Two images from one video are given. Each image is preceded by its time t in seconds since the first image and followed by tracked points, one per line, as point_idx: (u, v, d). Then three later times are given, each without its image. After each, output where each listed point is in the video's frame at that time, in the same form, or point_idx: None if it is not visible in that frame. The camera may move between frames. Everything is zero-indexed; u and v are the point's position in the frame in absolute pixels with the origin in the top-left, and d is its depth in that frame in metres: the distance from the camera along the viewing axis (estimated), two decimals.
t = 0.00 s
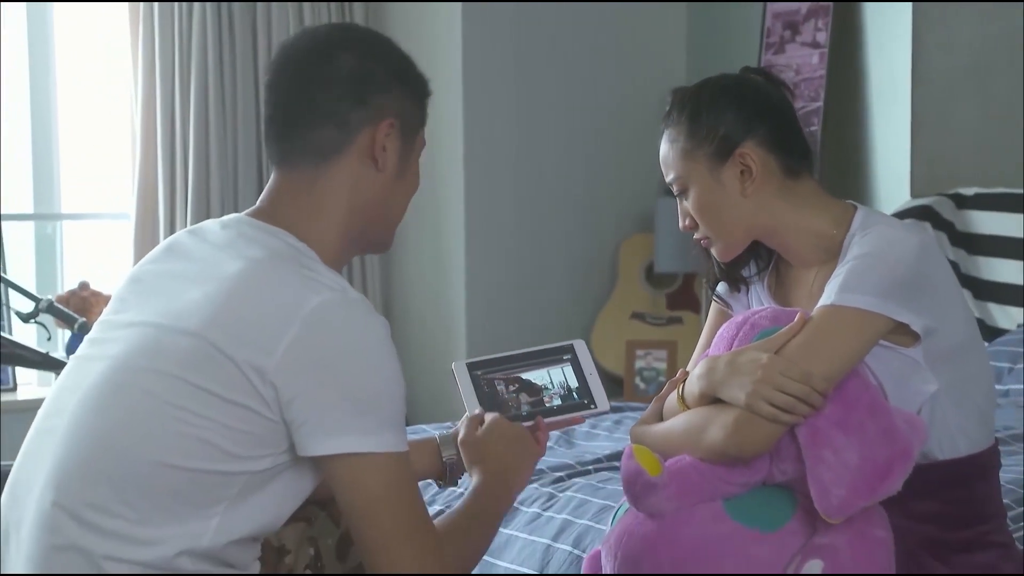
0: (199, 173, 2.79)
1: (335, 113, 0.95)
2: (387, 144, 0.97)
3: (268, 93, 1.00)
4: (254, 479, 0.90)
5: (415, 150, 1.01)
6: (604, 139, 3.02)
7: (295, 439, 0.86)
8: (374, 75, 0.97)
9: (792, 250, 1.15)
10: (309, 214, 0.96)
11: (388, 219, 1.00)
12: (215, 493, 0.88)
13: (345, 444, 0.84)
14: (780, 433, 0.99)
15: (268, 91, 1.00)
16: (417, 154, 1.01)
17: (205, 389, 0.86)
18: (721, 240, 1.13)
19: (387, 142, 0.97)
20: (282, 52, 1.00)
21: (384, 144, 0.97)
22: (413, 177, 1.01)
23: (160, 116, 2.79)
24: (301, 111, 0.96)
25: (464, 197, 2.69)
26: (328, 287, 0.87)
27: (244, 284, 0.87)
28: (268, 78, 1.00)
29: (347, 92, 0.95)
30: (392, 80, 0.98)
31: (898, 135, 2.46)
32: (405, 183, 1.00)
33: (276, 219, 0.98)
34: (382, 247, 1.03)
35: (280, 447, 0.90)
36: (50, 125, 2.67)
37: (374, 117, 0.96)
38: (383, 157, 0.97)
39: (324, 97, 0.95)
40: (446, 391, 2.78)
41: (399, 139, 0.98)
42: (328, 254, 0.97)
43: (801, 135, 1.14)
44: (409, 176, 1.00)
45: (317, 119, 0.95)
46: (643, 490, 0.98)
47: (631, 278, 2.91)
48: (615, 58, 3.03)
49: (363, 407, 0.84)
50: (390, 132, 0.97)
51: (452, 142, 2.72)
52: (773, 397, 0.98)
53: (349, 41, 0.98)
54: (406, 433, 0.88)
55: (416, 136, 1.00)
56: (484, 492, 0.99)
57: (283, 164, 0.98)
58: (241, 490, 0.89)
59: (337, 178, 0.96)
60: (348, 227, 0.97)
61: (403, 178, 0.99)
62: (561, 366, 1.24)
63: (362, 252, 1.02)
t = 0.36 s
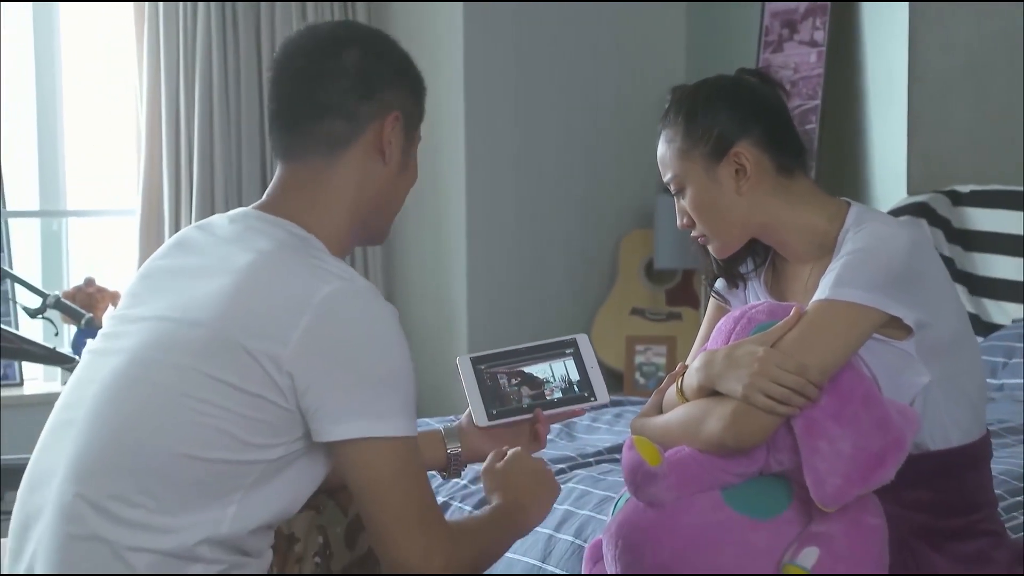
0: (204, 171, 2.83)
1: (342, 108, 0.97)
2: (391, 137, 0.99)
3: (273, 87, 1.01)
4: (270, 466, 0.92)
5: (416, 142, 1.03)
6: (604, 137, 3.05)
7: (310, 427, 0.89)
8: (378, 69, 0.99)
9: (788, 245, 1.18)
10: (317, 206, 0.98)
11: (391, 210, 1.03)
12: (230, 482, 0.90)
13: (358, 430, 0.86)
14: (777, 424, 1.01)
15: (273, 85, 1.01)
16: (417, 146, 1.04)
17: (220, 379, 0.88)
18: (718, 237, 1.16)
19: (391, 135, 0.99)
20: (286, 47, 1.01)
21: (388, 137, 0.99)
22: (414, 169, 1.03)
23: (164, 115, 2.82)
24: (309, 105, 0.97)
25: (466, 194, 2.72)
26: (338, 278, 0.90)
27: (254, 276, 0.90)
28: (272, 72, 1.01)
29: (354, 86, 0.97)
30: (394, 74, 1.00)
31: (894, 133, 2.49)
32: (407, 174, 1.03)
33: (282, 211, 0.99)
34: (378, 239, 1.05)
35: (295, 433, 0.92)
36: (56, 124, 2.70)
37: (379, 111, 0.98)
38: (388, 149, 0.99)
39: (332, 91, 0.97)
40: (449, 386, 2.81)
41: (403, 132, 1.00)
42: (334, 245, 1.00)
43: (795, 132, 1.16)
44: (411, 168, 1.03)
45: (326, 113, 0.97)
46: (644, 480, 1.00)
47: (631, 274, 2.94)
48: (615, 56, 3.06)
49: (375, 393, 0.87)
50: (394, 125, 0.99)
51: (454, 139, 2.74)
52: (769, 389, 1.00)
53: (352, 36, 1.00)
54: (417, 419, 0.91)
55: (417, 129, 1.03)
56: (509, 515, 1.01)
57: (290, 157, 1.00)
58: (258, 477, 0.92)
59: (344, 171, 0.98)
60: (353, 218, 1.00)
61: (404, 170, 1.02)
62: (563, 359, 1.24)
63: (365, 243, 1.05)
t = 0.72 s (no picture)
0: (208, 169, 2.85)
1: (343, 108, 1.00)
2: (393, 136, 1.01)
3: (282, 91, 1.04)
4: (279, 457, 0.95)
5: (420, 141, 1.05)
6: (604, 136, 3.08)
7: (319, 418, 0.92)
8: (379, 72, 1.02)
9: (784, 241, 1.20)
10: (324, 203, 1.01)
11: (397, 207, 1.05)
12: (241, 472, 0.93)
13: (365, 421, 0.89)
14: (772, 416, 1.04)
15: (282, 89, 1.05)
16: (422, 146, 1.06)
17: (233, 371, 0.91)
18: (714, 233, 1.19)
19: (394, 135, 1.01)
20: (294, 53, 1.05)
21: (391, 136, 1.01)
22: (418, 168, 1.05)
23: (170, 114, 2.85)
24: (314, 107, 1.00)
25: (467, 193, 2.74)
26: (346, 274, 0.93)
27: (264, 272, 0.93)
28: (281, 78, 1.05)
29: (356, 87, 1.00)
30: (397, 76, 1.03)
31: (890, 132, 2.52)
32: (411, 173, 1.05)
33: (290, 208, 1.02)
34: (387, 237, 1.07)
35: (304, 425, 0.95)
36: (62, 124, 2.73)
37: (381, 110, 1.01)
38: (391, 148, 1.02)
39: (336, 93, 1.00)
40: (450, 383, 2.84)
41: (405, 132, 1.03)
42: (341, 242, 1.02)
43: (791, 131, 1.19)
44: (415, 166, 1.05)
45: (330, 114, 1.00)
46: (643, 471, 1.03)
47: (630, 272, 2.97)
48: (616, 56, 3.08)
49: (382, 384, 0.90)
50: (396, 125, 1.01)
51: (455, 139, 2.77)
52: (765, 381, 1.02)
53: (357, 41, 1.03)
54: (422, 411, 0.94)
55: (421, 128, 1.05)
56: (518, 505, 1.06)
57: (299, 157, 1.02)
58: (270, 467, 0.95)
59: (350, 169, 1.01)
60: (360, 215, 1.02)
61: (408, 168, 1.04)
62: (564, 352, 1.26)
63: (374, 240, 1.07)
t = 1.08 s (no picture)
0: (210, 167, 2.87)
1: (334, 109, 1.02)
2: (388, 133, 1.03)
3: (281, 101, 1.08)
4: (287, 446, 0.97)
5: (419, 137, 1.06)
6: (603, 134, 3.10)
7: (326, 408, 0.94)
8: (371, 71, 1.04)
9: (781, 236, 1.22)
10: (322, 202, 1.03)
11: (400, 204, 1.06)
12: (251, 460, 0.95)
13: (371, 411, 0.91)
14: (769, 408, 1.06)
15: (284, 91, 1.07)
16: (421, 141, 1.07)
17: (242, 362, 0.93)
18: (712, 228, 1.21)
19: (388, 132, 1.02)
20: (291, 62, 1.08)
21: (384, 133, 1.02)
22: (418, 163, 1.06)
23: (172, 112, 2.88)
24: (307, 110, 1.03)
25: (467, 189, 2.77)
26: (352, 268, 0.95)
27: (273, 266, 0.95)
28: (283, 80, 1.08)
29: (348, 87, 1.02)
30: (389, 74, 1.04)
31: (886, 130, 2.55)
32: (410, 168, 1.05)
33: (293, 207, 1.04)
34: (404, 228, 1.10)
35: (312, 415, 0.97)
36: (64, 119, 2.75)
37: (374, 108, 1.02)
38: (384, 144, 1.03)
39: (330, 93, 1.02)
40: (450, 378, 2.86)
41: (401, 128, 1.03)
42: (345, 237, 1.04)
43: (789, 129, 1.21)
44: (415, 161, 1.06)
45: (325, 114, 1.02)
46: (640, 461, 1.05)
47: (628, 268, 3.00)
48: (614, 54, 3.11)
49: (388, 376, 0.92)
50: (388, 122, 1.03)
51: (455, 136, 2.79)
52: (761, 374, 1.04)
53: (352, 43, 1.06)
54: (427, 401, 0.96)
55: (418, 123, 1.06)
56: (521, 495, 1.08)
57: (298, 159, 1.05)
58: (278, 456, 0.97)
59: (345, 166, 1.02)
60: (358, 212, 1.03)
61: (407, 163, 1.05)
62: (560, 344, 1.29)
63: (381, 233, 1.09)
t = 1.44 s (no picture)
0: (212, 166, 2.90)
1: (336, 111, 1.04)
2: (389, 134, 1.05)
3: (284, 104, 1.10)
4: (295, 438, 1.00)
5: (421, 137, 1.08)
6: (601, 133, 3.12)
7: (334, 402, 0.96)
8: (372, 73, 1.05)
9: (777, 235, 1.25)
10: (327, 202, 1.05)
11: (404, 203, 1.08)
12: (259, 451, 0.97)
13: (378, 405, 0.94)
14: (766, 403, 1.08)
15: (287, 93, 1.10)
16: (424, 141, 1.08)
17: (251, 357, 0.95)
18: (709, 227, 1.23)
19: (390, 133, 1.05)
20: (293, 66, 1.10)
21: (386, 135, 1.05)
22: (420, 163, 1.08)
23: (174, 111, 2.90)
24: (310, 113, 1.05)
25: (466, 188, 2.79)
26: (359, 264, 0.97)
27: (281, 262, 0.97)
28: (287, 83, 1.10)
29: (350, 89, 1.04)
30: (390, 75, 1.06)
31: (881, 129, 2.57)
32: (413, 168, 1.07)
33: (299, 206, 1.06)
34: (410, 225, 1.12)
35: (319, 408, 1.00)
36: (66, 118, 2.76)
37: (375, 110, 1.04)
38: (385, 145, 1.05)
39: (333, 96, 1.04)
40: (449, 375, 2.89)
41: (403, 129, 1.06)
42: (350, 237, 1.06)
43: (786, 129, 1.23)
44: (417, 161, 1.08)
45: (328, 116, 1.04)
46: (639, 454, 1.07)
47: (626, 265, 3.02)
48: (612, 53, 3.13)
49: (394, 371, 0.94)
50: (390, 124, 1.05)
51: (455, 134, 2.81)
52: (759, 369, 1.07)
53: (353, 46, 1.08)
54: (432, 396, 0.98)
55: (420, 122, 1.08)
56: (523, 490, 1.10)
57: (302, 161, 1.07)
58: (286, 448, 1.00)
59: (348, 168, 1.04)
60: (361, 212, 1.06)
61: (410, 163, 1.07)
62: (558, 339, 1.31)
63: (385, 231, 1.11)
